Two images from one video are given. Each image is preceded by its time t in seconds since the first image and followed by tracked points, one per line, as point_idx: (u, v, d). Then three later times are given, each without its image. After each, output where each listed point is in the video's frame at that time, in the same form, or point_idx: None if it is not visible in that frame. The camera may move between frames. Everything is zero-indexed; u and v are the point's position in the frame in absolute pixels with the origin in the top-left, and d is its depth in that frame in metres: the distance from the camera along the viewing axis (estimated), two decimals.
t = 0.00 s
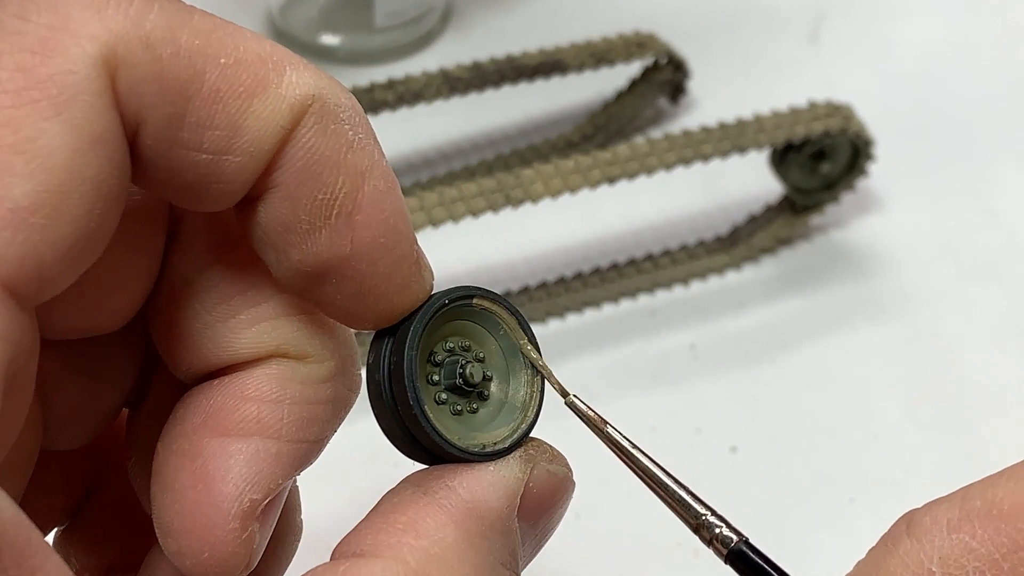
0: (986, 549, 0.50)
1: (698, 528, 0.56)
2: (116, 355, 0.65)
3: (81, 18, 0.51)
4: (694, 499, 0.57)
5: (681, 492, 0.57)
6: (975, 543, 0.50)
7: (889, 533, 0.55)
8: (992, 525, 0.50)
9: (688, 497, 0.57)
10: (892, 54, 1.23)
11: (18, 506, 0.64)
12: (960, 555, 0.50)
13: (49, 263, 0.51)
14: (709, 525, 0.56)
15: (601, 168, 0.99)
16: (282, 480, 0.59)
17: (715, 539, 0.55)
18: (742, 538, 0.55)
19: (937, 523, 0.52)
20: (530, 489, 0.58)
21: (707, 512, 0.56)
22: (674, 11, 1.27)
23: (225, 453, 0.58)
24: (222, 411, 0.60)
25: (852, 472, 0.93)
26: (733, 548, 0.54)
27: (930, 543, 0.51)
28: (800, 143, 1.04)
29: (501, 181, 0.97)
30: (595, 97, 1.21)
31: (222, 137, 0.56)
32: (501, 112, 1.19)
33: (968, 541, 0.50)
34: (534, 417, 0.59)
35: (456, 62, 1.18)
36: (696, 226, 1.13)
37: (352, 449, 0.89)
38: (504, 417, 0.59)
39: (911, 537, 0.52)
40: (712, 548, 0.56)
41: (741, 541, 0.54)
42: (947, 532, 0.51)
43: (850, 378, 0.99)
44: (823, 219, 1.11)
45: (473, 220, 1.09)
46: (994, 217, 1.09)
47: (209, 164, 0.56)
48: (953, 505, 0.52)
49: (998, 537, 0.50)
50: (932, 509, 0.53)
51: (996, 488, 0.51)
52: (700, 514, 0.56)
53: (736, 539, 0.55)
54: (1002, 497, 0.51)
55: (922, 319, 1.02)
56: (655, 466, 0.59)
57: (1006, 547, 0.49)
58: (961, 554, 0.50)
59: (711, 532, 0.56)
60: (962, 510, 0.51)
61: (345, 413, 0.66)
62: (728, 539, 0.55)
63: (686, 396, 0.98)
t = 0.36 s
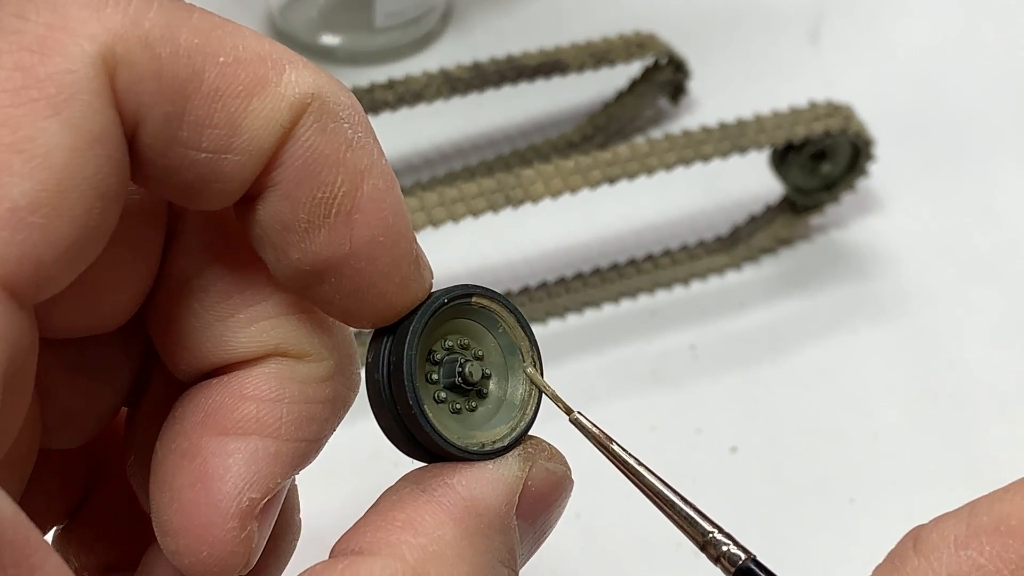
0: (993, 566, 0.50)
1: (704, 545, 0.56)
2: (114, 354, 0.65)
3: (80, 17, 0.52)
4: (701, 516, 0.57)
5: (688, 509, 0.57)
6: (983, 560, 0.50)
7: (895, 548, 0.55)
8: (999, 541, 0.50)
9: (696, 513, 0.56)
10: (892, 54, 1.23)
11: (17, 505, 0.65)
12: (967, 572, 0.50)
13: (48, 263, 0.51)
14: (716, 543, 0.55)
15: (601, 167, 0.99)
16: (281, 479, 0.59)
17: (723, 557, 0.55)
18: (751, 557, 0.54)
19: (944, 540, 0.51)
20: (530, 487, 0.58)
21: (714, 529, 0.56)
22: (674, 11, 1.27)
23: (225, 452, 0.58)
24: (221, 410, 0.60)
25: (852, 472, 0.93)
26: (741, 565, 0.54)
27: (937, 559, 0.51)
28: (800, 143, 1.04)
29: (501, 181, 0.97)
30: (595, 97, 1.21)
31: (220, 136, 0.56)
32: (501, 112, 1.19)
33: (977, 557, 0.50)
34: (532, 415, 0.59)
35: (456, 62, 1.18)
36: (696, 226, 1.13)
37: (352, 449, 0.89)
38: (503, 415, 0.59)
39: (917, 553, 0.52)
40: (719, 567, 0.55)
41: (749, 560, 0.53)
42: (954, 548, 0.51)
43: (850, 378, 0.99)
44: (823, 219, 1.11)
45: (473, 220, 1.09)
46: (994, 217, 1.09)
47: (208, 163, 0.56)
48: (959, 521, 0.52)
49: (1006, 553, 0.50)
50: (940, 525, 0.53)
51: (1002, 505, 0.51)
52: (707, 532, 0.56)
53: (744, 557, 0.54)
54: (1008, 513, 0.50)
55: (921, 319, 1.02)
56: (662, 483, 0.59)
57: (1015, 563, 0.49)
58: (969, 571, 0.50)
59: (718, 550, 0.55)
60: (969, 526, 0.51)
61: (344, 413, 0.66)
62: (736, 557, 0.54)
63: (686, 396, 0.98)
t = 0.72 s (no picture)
0: (1016, 539, 0.51)
1: (716, 508, 0.56)
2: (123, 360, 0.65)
3: (92, 21, 0.52)
4: (713, 478, 0.57)
5: (701, 472, 0.56)
6: (1005, 532, 0.52)
7: (914, 522, 0.57)
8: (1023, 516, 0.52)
9: (709, 476, 0.56)
10: (891, 54, 1.23)
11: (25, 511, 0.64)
12: (988, 544, 0.52)
13: (60, 265, 0.50)
14: (728, 506, 0.55)
15: (601, 168, 0.99)
16: (290, 485, 0.59)
17: (734, 520, 0.55)
18: (764, 520, 0.54)
19: (966, 512, 0.53)
20: (540, 491, 0.57)
21: (726, 493, 0.56)
22: (674, 11, 1.27)
23: (234, 458, 0.58)
24: (231, 416, 0.60)
25: (852, 471, 0.93)
26: (754, 530, 0.54)
27: (957, 530, 0.53)
28: (799, 143, 1.05)
29: (502, 181, 0.97)
30: (595, 97, 1.21)
31: (235, 138, 0.56)
32: (501, 112, 1.19)
33: (997, 529, 0.52)
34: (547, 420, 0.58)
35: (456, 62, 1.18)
36: (696, 226, 1.13)
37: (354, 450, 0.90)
38: (517, 421, 0.59)
39: (939, 524, 0.54)
40: (730, 530, 0.55)
41: (762, 524, 0.54)
42: (976, 520, 0.53)
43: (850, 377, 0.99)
44: (823, 219, 1.11)
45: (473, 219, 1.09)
46: (994, 217, 1.10)
47: (223, 165, 0.56)
48: (980, 496, 0.54)
49: None
50: (961, 499, 0.55)
51: None
52: (719, 495, 0.56)
53: (756, 521, 0.55)
54: None
55: (922, 318, 1.02)
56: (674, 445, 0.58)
57: None
58: (990, 542, 0.52)
59: (729, 513, 0.55)
60: (991, 498, 0.53)
61: (353, 419, 0.66)
62: (749, 521, 0.55)
63: (687, 396, 0.98)
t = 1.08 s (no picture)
0: (1011, 527, 0.53)
1: (709, 495, 0.54)
2: (131, 369, 0.65)
3: (108, 32, 0.52)
4: (706, 463, 0.55)
5: (692, 457, 0.55)
6: (1000, 522, 0.54)
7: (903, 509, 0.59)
8: (1016, 504, 0.54)
9: (701, 462, 0.54)
10: (892, 55, 1.23)
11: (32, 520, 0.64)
12: (982, 532, 0.54)
13: (71, 274, 0.50)
14: (721, 493, 0.54)
15: (601, 168, 0.99)
16: (296, 495, 0.59)
17: (727, 506, 0.54)
18: (756, 507, 0.53)
19: (960, 500, 0.55)
20: (547, 506, 0.57)
21: (719, 478, 0.54)
22: (674, 11, 1.27)
23: (241, 467, 0.58)
24: (237, 425, 0.59)
25: (852, 471, 0.93)
26: (746, 517, 0.53)
27: (952, 518, 0.55)
28: (800, 143, 1.05)
29: (501, 181, 0.96)
30: (595, 97, 1.21)
31: (252, 149, 0.56)
32: (501, 112, 1.19)
33: (993, 519, 0.54)
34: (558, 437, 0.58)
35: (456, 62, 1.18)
36: (696, 226, 1.13)
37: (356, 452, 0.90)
38: (527, 437, 0.58)
39: (932, 512, 0.56)
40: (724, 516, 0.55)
41: (754, 510, 0.53)
42: (971, 509, 0.55)
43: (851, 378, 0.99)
44: (823, 219, 1.11)
45: (472, 220, 1.09)
46: (994, 217, 1.10)
47: (240, 176, 0.57)
48: (974, 483, 0.56)
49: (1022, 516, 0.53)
50: (954, 486, 0.57)
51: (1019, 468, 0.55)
52: (712, 481, 0.54)
53: (750, 507, 0.54)
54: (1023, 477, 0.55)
55: (922, 319, 1.03)
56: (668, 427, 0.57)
57: None
58: (985, 531, 0.54)
59: (722, 500, 0.54)
60: (986, 487, 0.55)
61: (361, 429, 0.65)
62: (741, 508, 0.54)
63: (688, 396, 0.98)
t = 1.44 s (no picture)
0: (996, 527, 0.54)
1: (697, 496, 0.54)
2: (132, 371, 0.65)
3: (113, 38, 0.52)
4: (694, 463, 0.55)
5: (680, 457, 0.55)
6: (985, 521, 0.54)
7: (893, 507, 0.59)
8: (1002, 504, 0.54)
9: (688, 462, 0.54)
10: (891, 55, 1.23)
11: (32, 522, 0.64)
12: (968, 532, 0.54)
13: (73, 278, 0.50)
14: (708, 493, 0.54)
15: (601, 168, 0.99)
16: (297, 499, 0.59)
17: (715, 507, 0.54)
18: (744, 508, 0.53)
19: (947, 499, 0.56)
20: (548, 510, 0.57)
21: (706, 479, 0.54)
22: (673, 11, 1.27)
23: (242, 470, 0.58)
24: (238, 428, 0.59)
25: (852, 472, 0.93)
26: (734, 517, 0.53)
27: (939, 518, 0.55)
28: (800, 143, 1.05)
29: (502, 181, 0.96)
30: (595, 97, 1.20)
31: (257, 153, 0.56)
32: (501, 112, 1.19)
33: (979, 518, 0.54)
34: (560, 443, 0.58)
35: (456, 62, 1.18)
36: (696, 226, 1.13)
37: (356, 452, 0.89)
38: (529, 440, 0.58)
39: (919, 512, 0.56)
40: (711, 517, 0.54)
41: (743, 510, 0.53)
42: (957, 508, 0.55)
43: (850, 378, 0.99)
44: (822, 219, 1.11)
45: (472, 220, 1.09)
46: (993, 217, 1.10)
47: (245, 180, 0.57)
48: (962, 483, 0.56)
49: (1009, 516, 0.54)
50: (941, 486, 0.57)
51: (1007, 468, 0.55)
52: (699, 481, 0.54)
53: (737, 507, 0.53)
54: (1011, 476, 0.55)
55: (922, 318, 1.03)
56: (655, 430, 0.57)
57: (1017, 525, 0.54)
58: (970, 531, 0.54)
59: (710, 500, 0.54)
60: (973, 486, 0.55)
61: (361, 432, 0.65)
62: (729, 508, 0.53)
63: (688, 396, 0.98)
